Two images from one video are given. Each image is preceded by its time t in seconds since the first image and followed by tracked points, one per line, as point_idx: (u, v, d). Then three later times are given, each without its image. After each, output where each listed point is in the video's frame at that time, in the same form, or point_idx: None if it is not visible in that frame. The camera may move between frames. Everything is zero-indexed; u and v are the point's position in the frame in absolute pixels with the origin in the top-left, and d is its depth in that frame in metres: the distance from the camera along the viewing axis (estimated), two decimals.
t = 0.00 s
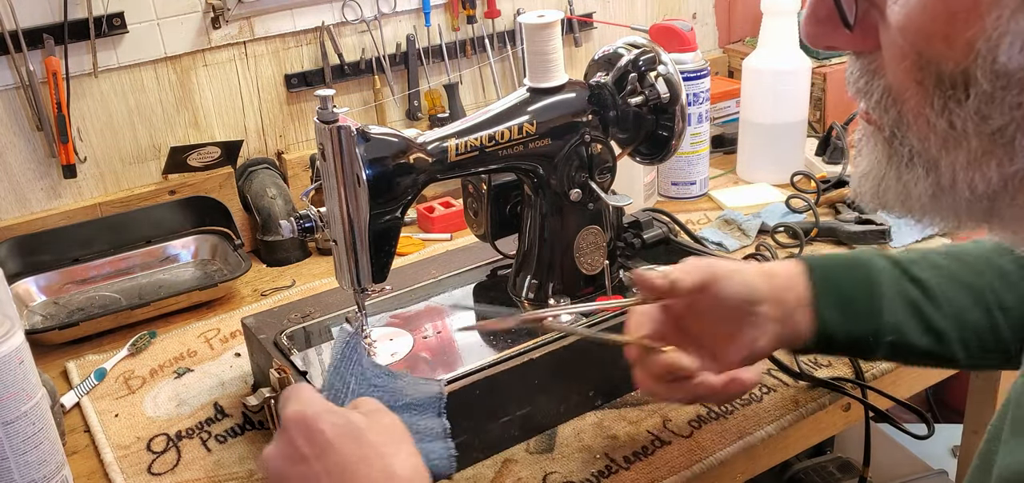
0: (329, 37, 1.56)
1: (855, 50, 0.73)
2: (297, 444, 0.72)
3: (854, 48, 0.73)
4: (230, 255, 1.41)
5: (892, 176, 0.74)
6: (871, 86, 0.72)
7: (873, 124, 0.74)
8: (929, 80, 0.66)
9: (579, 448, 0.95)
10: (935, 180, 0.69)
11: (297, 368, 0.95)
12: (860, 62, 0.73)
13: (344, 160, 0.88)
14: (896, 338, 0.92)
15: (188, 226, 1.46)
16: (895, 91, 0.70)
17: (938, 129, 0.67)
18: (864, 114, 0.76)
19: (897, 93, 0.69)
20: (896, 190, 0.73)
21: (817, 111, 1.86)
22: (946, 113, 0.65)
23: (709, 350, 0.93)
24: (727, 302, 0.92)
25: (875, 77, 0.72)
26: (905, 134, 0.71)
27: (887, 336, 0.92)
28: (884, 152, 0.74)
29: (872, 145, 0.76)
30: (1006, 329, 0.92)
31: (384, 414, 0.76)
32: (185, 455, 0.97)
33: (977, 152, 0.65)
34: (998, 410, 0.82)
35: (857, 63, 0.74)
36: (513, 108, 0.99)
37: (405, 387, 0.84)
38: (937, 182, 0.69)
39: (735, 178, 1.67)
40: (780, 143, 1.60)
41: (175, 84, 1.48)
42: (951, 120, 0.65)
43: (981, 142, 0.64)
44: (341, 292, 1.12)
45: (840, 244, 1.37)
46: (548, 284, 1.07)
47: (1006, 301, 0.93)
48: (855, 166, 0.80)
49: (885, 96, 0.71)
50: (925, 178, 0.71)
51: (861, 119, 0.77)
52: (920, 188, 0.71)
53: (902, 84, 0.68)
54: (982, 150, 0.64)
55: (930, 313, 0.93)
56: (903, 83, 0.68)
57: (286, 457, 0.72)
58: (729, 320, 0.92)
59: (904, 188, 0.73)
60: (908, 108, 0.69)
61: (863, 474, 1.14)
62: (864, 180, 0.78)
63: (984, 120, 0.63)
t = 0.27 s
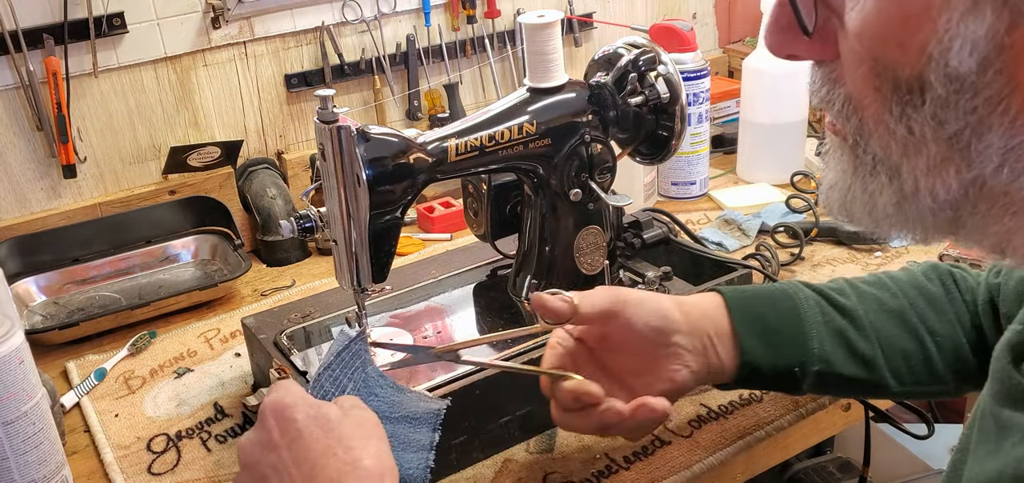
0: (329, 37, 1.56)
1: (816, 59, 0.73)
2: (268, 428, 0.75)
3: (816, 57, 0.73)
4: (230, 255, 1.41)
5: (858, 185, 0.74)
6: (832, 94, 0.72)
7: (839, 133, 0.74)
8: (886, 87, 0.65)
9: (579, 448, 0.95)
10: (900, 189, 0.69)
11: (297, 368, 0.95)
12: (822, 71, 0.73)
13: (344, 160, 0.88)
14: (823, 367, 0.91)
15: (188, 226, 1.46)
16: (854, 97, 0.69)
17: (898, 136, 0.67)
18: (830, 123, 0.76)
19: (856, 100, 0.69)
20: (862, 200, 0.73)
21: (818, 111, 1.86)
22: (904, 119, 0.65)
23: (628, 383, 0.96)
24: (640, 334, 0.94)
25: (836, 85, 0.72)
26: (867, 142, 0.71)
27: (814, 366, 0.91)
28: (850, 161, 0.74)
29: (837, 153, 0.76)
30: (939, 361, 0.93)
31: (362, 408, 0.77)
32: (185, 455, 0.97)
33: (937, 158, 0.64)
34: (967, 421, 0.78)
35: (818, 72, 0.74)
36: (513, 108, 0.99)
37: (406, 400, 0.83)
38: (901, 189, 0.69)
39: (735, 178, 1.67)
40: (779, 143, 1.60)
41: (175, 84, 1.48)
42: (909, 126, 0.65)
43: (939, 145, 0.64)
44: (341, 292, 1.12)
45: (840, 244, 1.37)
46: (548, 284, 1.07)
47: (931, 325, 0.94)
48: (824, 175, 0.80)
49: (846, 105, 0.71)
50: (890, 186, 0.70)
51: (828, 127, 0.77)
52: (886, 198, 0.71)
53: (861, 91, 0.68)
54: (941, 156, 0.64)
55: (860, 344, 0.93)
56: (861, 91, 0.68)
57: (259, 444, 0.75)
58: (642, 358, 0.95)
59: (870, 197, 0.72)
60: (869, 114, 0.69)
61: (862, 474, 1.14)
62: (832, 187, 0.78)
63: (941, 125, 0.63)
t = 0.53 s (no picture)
0: (329, 37, 1.56)
1: (797, 67, 0.73)
2: (266, 434, 0.75)
3: (797, 66, 0.73)
4: (230, 255, 1.41)
5: (839, 193, 0.74)
6: (812, 102, 0.72)
7: (820, 142, 0.74)
8: (866, 96, 0.65)
9: (579, 448, 0.95)
10: (881, 198, 0.69)
11: (297, 368, 0.95)
12: (803, 80, 0.73)
13: (344, 160, 0.88)
14: (813, 372, 0.92)
15: (188, 226, 1.46)
16: (833, 106, 0.70)
17: (878, 144, 0.67)
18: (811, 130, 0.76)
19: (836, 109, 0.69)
20: (843, 209, 0.73)
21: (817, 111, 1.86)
22: (884, 128, 0.65)
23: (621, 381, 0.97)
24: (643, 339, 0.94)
25: (815, 93, 0.71)
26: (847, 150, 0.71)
27: (805, 370, 0.92)
28: (832, 169, 0.74)
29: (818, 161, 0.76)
30: (929, 368, 0.93)
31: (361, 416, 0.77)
32: (185, 455, 0.97)
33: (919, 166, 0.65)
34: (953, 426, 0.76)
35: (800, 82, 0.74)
36: (513, 108, 0.99)
37: (400, 407, 0.82)
38: (882, 197, 0.69)
39: (735, 178, 1.67)
40: (779, 143, 1.60)
41: (175, 84, 1.48)
42: (889, 135, 0.65)
43: (919, 154, 0.64)
44: (341, 292, 1.12)
45: (840, 244, 1.37)
46: (547, 284, 1.07)
47: (922, 332, 0.94)
48: (807, 182, 0.80)
49: (827, 113, 0.71)
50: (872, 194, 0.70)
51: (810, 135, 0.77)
52: (867, 207, 0.71)
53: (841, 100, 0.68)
54: (922, 164, 0.64)
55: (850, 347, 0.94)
56: (841, 100, 0.68)
57: (258, 448, 0.75)
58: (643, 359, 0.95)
59: (851, 205, 0.73)
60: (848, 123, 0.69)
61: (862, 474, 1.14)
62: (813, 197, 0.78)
63: (920, 134, 0.63)
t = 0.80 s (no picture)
0: (329, 37, 1.56)
1: (792, 63, 0.72)
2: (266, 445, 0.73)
3: (792, 63, 0.72)
4: (230, 255, 1.41)
5: (832, 185, 0.74)
6: (806, 99, 0.71)
7: (815, 136, 0.74)
8: (858, 92, 0.65)
9: (579, 448, 0.95)
10: (874, 191, 0.69)
11: (297, 368, 0.95)
12: (799, 77, 0.72)
13: (344, 160, 0.88)
14: (933, 378, 0.88)
15: (188, 226, 1.46)
16: (826, 101, 0.69)
17: (871, 139, 0.67)
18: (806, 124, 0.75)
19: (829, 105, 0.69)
20: (836, 201, 0.73)
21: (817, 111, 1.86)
22: (877, 123, 0.65)
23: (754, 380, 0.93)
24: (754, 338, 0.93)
25: (810, 90, 0.71)
26: (840, 144, 0.71)
27: (924, 376, 0.88)
28: (825, 163, 0.74)
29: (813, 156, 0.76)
30: None
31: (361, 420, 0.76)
32: (185, 455, 0.97)
33: (911, 161, 0.64)
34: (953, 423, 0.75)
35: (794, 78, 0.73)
36: (513, 108, 0.99)
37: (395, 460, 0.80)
38: (875, 191, 0.69)
39: (736, 178, 1.67)
40: (779, 143, 1.60)
41: (175, 84, 1.48)
42: (882, 130, 0.65)
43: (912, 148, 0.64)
44: (342, 292, 1.12)
45: (840, 244, 1.37)
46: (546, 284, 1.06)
47: None
48: (800, 174, 0.80)
49: (822, 109, 0.70)
50: (866, 188, 0.70)
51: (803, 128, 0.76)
52: (861, 200, 0.71)
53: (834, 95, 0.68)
54: (914, 159, 0.64)
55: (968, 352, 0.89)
56: (833, 95, 0.67)
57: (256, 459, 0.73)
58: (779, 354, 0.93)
59: (844, 199, 0.73)
60: (841, 118, 0.68)
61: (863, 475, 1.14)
62: (807, 190, 0.78)
63: (912, 129, 0.63)
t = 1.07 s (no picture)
0: (329, 37, 1.56)
1: (826, 50, 0.71)
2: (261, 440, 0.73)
3: (825, 47, 0.71)
4: (230, 255, 1.40)
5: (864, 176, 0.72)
6: (840, 86, 0.70)
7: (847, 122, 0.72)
8: (891, 71, 0.64)
9: (579, 448, 0.95)
10: (906, 176, 0.67)
11: (297, 368, 0.95)
12: (831, 62, 0.71)
13: (344, 160, 0.88)
14: None
15: (188, 226, 1.46)
16: (860, 82, 0.68)
17: (904, 120, 0.65)
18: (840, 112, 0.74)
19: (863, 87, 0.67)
20: (867, 189, 0.72)
21: (817, 111, 1.86)
22: (910, 103, 0.63)
23: None
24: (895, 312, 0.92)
25: (844, 77, 0.69)
26: (873, 128, 0.69)
27: None
28: (857, 149, 0.72)
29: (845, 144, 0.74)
30: None
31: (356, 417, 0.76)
32: (185, 455, 0.97)
33: (942, 142, 0.63)
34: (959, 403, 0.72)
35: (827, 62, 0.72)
36: (513, 108, 0.99)
37: None
38: (907, 176, 0.67)
39: (736, 178, 1.67)
40: (779, 143, 1.60)
41: (175, 84, 1.48)
42: (916, 110, 0.63)
43: (944, 130, 0.62)
44: (342, 292, 1.12)
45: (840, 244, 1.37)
46: (547, 284, 1.07)
47: None
48: (831, 165, 0.79)
49: (856, 94, 0.69)
50: (898, 173, 0.69)
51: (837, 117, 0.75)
52: (892, 185, 0.69)
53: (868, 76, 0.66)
54: (945, 139, 0.62)
55: None
56: (867, 77, 0.66)
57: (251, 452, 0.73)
58: None
59: (875, 186, 0.71)
60: (874, 100, 0.67)
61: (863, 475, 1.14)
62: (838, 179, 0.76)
63: (944, 108, 0.61)
